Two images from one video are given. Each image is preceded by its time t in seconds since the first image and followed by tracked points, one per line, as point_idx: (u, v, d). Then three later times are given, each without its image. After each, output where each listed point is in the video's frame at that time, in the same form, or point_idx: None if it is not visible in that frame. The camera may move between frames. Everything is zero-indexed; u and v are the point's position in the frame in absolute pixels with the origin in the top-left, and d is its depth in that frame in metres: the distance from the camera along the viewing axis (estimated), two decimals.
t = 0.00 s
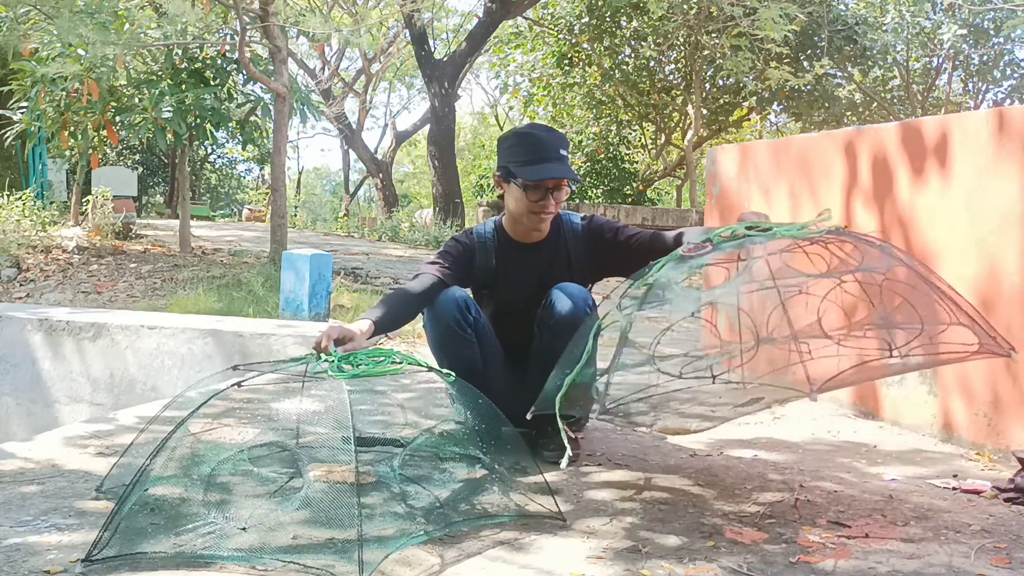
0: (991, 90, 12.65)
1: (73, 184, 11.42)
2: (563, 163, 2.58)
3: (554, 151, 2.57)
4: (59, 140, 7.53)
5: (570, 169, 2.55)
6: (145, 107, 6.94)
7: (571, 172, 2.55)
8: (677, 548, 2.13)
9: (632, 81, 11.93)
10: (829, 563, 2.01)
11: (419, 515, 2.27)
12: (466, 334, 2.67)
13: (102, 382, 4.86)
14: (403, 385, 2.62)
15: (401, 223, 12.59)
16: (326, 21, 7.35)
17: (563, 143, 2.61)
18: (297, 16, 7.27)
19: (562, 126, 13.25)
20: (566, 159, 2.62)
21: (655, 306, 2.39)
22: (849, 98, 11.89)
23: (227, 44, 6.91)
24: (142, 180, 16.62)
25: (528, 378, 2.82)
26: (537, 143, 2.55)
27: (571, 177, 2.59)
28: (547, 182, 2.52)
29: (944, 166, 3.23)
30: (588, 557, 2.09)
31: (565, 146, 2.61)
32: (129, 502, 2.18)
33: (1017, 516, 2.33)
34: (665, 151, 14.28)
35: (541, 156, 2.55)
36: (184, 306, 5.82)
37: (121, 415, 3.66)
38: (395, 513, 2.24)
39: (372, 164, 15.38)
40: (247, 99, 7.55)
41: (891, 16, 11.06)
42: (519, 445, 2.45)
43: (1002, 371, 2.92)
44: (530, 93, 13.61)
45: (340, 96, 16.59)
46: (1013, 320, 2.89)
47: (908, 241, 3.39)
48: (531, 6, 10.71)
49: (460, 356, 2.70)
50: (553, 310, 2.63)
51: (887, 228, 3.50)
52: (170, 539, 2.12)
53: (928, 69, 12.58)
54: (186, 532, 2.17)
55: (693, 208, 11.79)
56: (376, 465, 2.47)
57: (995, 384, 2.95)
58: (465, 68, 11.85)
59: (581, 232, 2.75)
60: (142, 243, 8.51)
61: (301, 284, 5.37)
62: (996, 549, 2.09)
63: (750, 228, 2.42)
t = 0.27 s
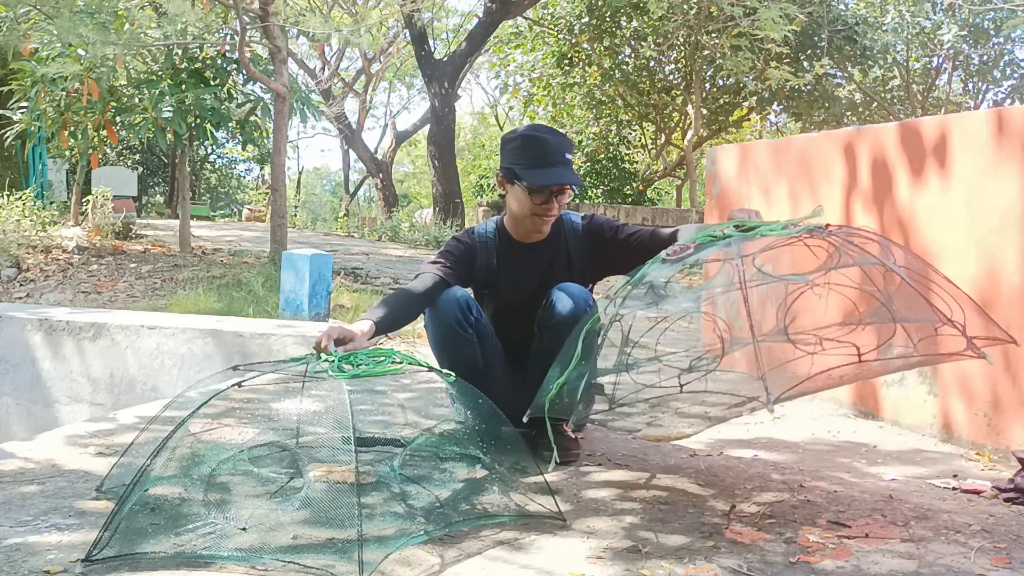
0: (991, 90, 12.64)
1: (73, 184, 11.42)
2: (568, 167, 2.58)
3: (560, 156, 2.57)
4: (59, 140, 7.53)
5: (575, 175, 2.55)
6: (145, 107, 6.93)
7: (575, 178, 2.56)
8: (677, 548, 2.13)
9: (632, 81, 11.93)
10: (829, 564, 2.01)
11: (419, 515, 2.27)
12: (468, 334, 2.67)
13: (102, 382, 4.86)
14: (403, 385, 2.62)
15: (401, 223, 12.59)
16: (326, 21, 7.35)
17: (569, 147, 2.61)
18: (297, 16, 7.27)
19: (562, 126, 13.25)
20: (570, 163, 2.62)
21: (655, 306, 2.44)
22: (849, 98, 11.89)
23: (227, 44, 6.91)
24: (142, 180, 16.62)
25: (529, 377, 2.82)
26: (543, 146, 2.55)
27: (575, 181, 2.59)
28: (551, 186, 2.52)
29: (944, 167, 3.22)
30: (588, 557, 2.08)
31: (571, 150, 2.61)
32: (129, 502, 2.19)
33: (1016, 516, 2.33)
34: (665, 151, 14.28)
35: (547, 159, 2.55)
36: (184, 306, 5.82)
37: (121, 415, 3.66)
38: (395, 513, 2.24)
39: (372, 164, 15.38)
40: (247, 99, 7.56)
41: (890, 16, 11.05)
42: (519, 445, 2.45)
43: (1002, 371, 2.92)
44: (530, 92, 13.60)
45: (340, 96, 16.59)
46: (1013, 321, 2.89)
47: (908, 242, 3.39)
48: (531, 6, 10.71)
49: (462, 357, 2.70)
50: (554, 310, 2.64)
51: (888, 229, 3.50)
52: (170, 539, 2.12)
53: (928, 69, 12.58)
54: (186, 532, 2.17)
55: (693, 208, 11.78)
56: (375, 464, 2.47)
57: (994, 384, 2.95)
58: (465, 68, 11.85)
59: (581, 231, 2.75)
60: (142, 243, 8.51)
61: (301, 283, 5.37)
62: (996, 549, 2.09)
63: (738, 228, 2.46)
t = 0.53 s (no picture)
0: (991, 90, 12.65)
1: (73, 184, 11.42)
2: (569, 169, 2.58)
3: (561, 158, 2.57)
4: (59, 140, 7.53)
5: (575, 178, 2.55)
6: (145, 107, 6.93)
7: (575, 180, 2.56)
8: (677, 548, 2.13)
9: (632, 81, 11.93)
10: (829, 564, 2.01)
11: (419, 516, 2.27)
12: (468, 335, 2.67)
13: (102, 382, 4.86)
14: (402, 385, 2.62)
15: (401, 223, 12.59)
16: (326, 21, 7.35)
17: (570, 150, 2.61)
18: (297, 16, 7.27)
19: (562, 126, 13.25)
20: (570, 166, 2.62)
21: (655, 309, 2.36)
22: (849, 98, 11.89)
23: (227, 44, 6.91)
24: (142, 180, 16.62)
25: (529, 377, 2.83)
26: (544, 148, 2.55)
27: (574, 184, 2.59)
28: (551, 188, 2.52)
29: (943, 167, 3.22)
30: (588, 557, 2.09)
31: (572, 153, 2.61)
32: (129, 502, 2.19)
33: (1017, 516, 2.33)
34: (665, 151, 14.28)
35: (547, 161, 2.55)
36: (184, 306, 5.82)
37: (120, 415, 3.66)
38: (394, 513, 2.25)
39: (372, 164, 15.39)
40: (247, 99, 7.56)
41: (890, 16, 11.06)
42: (519, 445, 2.47)
43: (1002, 371, 2.92)
44: (530, 92, 13.60)
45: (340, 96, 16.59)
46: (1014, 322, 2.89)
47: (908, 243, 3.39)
48: (531, 6, 10.70)
49: (462, 357, 2.70)
50: (555, 310, 2.64)
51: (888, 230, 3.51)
52: (170, 539, 2.12)
53: (928, 69, 12.58)
54: (186, 532, 2.17)
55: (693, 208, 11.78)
56: (374, 464, 2.47)
57: (994, 385, 2.95)
58: (465, 68, 11.84)
59: (581, 231, 2.74)
60: (142, 243, 8.51)
61: (301, 283, 5.37)
62: (996, 549, 2.09)
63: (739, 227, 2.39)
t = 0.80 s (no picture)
0: (991, 90, 12.65)
1: (73, 184, 11.42)
2: (567, 168, 2.57)
3: (558, 158, 2.57)
4: (59, 140, 7.53)
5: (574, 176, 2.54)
6: (145, 107, 6.93)
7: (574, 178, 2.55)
8: (676, 548, 2.13)
9: (632, 81, 11.93)
10: (828, 564, 2.01)
11: (419, 516, 2.27)
12: (468, 335, 2.67)
13: (102, 382, 4.86)
14: (402, 384, 2.61)
15: (401, 223, 12.58)
16: (326, 21, 7.35)
17: (568, 149, 2.61)
18: (297, 16, 7.26)
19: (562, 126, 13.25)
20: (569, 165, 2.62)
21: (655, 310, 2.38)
22: (849, 98, 11.88)
23: (227, 44, 6.91)
24: (142, 180, 16.62)
25: (529, 377, 2.83)
26: (541, 148, 2.55)
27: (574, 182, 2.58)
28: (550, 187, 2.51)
29: (943, 167, 3.22)
30: (588, 557, 2.09)
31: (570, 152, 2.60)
32: (130, 502, 2.19)
33: (1016, 516, 2.33)
34: (665, 151, 14.29)
35: (546, 161, 2.55)
36: (184, 306, 5.82)
37: (121, 415, 3.66)
38: (394, 513, 2.25)
39: (372, 164, 15.39)
40: (247, 99, 7.56)
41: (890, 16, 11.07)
42: (519, 445, 2.47)
43: (1002, 371, 2.91)
44: (530, 93, 13.60)
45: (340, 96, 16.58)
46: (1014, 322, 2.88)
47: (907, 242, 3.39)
48: (531, 6, 10.70)
49: (462, 356, 2.71)
50: (555, 311, 2.65)
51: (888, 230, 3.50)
52: (170, 539, 2.12)
53: (928, 69, 12.59)
54: (186, 532, 2.17)
55: (693, 207, 11.78)
56: (375, 464, 2.47)
57: (994, 385, 2.95)
58: (465, 67, 11.84)
59: (581, 231, 2.74)
60: (142, 243, 8.51)
61: (301, 283, 5.37)
62: (995, 549, 2.09)
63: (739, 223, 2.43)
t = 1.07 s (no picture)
0: (992, 90, 12.65)
1: (73, 184, 11.43)
2: (559, 160, 2.57)
3: (548, 150, 2.56)
4: (59, 140, 7.53)
5: (567, 168, 2.55)
6: (145, 107, 6.93)
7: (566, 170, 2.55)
8: (676, 548, 2.13)
9: (632, 81, 11.93)
10: (828, 564, 2.01)
11: (419, 516, 2.27)
12: (468, 335, 2.68)
13: (103, 382, 4.86)
14: (402, 385, 2.61)
15: (401, 223, 12.58)
16: (326, 21, 7.35)
17: (558, 140, 2.60)
18: (297, 16, 7.26)
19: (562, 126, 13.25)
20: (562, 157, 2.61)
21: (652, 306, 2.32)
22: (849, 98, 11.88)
23: (227, 44, 6.91)
24: (142, 180, 16.61)
25: (529, 378, 2.83)
26: (530, 143, 2.55)
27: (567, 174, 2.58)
28: (542, 180, 2.51)
29: (943, 167, 3.22)
30: (588, 557, 2.09)
31: (561, 144, 2.60)
32: (130, 502, 2.19)
33: (1016, 516, 2.33)
34: (665, 151, 14.29)
35: (536, 154, 2.55)
36: (184, 306, 5.82)
37: (121, 415, 3.66)
38: (394, 513, 2.25)
39: (372, 164, 15.38)
40: (247, 99, 7.56)
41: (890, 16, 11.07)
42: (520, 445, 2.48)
43: (1002, 370, 2.91)
44: (530, 92, 13.60)
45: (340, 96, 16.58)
46: (1013, 322, 2.87)
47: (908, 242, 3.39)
48: (531, 6, 10.70)
49: (462, 357, 2.71)
50: (555, 312, 2.65)
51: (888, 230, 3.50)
52: (170, 539, 2.12)
53: (928, 69, 12.59)
54: (186, 532, 2.17)
55: (693, 207, 11.78)
56: (375, 464, 2.47)
57: (994, 384, 2.94)
58: (465, 67, 11.84)
59: (581, 231, 2.74)
60: (142, 243, 8.51)
61: (301, 283, 5.37)
62: (995, 549, 2.09)
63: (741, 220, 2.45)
